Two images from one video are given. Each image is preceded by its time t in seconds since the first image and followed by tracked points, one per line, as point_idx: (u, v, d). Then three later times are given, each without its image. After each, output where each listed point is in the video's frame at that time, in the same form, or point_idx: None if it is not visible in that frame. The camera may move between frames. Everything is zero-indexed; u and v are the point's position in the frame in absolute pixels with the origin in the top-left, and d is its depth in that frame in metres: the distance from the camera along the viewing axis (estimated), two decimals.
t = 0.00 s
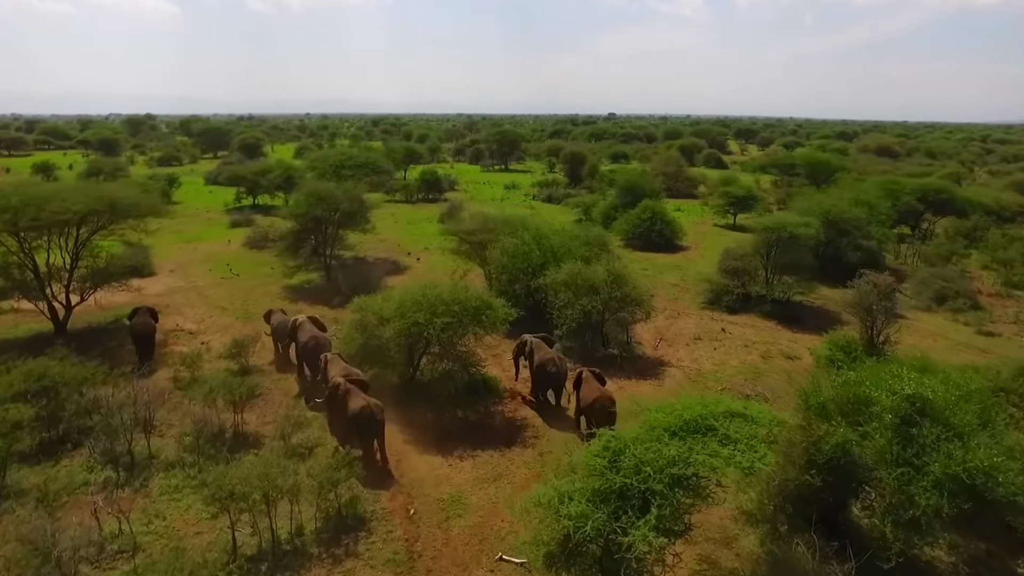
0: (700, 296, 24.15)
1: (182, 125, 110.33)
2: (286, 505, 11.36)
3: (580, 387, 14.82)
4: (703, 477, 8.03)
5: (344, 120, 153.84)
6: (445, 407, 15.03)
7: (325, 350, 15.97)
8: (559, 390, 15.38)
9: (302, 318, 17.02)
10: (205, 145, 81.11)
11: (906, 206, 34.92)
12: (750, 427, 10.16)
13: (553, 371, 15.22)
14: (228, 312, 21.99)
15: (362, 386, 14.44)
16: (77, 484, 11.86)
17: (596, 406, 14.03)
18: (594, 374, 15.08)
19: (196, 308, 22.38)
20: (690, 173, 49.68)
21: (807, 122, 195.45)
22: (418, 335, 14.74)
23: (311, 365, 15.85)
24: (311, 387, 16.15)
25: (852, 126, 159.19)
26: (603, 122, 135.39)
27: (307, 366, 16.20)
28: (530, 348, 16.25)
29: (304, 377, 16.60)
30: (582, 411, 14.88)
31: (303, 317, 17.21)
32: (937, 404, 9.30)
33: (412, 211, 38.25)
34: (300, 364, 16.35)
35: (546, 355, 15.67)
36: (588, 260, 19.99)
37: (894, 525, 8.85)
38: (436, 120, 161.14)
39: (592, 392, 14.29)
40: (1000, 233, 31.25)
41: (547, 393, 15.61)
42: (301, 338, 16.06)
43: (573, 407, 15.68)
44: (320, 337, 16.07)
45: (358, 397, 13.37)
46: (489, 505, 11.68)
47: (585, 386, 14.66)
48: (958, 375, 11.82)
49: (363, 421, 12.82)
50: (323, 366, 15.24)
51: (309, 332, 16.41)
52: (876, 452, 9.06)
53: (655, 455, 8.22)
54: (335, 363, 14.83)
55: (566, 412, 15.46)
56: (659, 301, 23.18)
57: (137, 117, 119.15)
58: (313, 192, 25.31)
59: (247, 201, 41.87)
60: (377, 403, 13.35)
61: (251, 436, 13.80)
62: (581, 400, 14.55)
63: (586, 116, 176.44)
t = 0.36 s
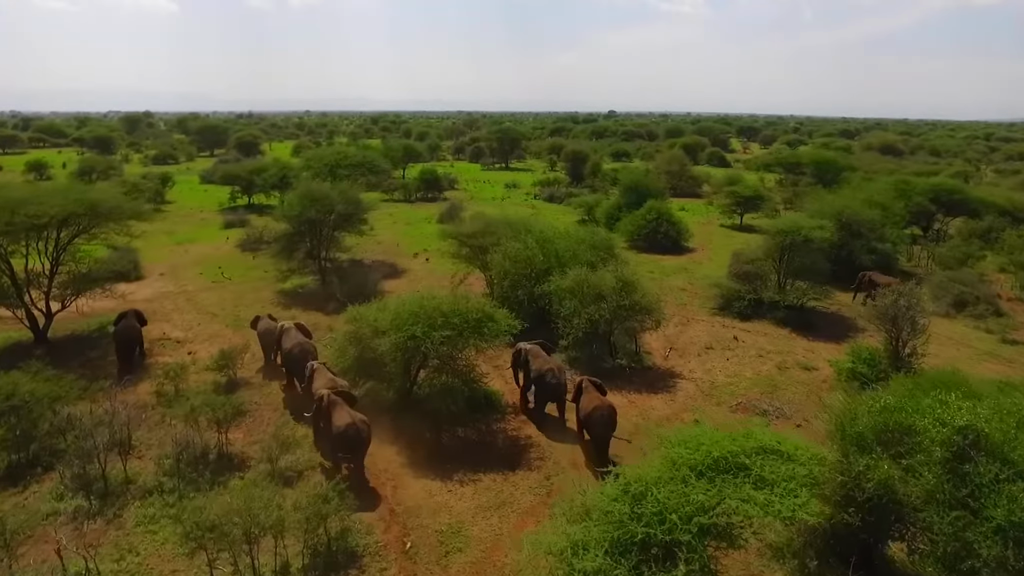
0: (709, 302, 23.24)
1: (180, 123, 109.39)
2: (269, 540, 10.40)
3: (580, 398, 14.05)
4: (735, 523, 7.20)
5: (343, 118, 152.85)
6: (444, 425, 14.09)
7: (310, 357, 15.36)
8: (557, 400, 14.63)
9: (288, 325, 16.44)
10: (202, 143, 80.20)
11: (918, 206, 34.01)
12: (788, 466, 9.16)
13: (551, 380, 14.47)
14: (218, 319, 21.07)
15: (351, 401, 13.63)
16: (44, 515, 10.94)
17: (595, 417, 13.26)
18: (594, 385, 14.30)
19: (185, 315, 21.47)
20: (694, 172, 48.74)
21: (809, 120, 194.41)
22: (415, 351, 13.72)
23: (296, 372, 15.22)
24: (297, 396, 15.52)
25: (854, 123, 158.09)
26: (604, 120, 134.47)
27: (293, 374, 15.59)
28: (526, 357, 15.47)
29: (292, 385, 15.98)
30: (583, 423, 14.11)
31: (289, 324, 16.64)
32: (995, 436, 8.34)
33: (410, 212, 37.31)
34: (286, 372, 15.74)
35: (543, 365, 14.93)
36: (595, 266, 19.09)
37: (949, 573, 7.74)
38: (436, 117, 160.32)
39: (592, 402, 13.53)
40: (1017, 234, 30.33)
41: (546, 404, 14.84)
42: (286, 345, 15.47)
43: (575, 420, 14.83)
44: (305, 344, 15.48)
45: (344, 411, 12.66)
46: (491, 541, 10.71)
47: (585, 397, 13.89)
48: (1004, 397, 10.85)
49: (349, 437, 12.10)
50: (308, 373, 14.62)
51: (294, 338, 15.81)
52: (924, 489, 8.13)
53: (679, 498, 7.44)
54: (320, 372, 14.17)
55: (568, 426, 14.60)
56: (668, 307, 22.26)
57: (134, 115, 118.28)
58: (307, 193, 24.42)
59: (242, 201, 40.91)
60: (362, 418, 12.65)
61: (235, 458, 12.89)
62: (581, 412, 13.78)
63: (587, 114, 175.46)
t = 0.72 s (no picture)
0: (721, 309, 22.18)
1: (177, 120, 108.16)
2: None
3: (581, 412, 13.46)
4: None
5: (341, 115, 151.71)
6: (444, 451, 12.99)
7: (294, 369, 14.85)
8: (554, 412, 14.00)
9: (269, 333, 15.85)
10: (199, 141, 79.04)
11: (933, 206, 32.96)
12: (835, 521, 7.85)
13: (548, 392, 13.71)
14: (205, 329, 20.02)
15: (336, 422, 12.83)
16: None
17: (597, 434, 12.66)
18: (594, 398, 13.69)
19: (171, 324, 20.41)
20: (700, 172, 47.62)
21: (810, 117, 193.43)
22: (410, 371, 12.56)
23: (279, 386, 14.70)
24: (278, 409, 15.01)
25: (857, 121, 156.93)
26: (605, 118, 133.35)
27: (275, 386, 15.07)
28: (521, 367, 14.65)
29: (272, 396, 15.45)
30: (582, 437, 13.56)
31: (270, 332, 16.06)
32: None
33: (409, 212, 36.19)
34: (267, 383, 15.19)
35: (538, 375, 14.19)
36: (604, 276, 18.04)
37: None
38: (435, 115, 159.15)
39: (593, 417, 12.95)
40: None
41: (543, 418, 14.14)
42: (268, 357, 14.90)
43: (576, 436, 14.09)
44: (288, 356, 14.93)
45: (326, 433, 11.96)
46: None
47: (586, 410, 13.33)
48: None
49: (333, 462, 11.37)
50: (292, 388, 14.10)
51: (276, 349, 15.26)
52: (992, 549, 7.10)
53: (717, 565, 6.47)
54: (302, 386, 13.62)
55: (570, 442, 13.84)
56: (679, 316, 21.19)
57: (131, 112, 117.21)
58: (300, 195, 23.36)
59: (236, 201, 39.78)
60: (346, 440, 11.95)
61: (215, 489, 11.85)
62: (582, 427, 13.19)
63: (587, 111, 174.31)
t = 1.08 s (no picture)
0: (734, 318, 21.10)
1: (173, 117, 106.94)
2: None
3: (580, 427, 12.72)
4: None
5: (340, 112, 150.37)
6: (441, 479, 11.95)
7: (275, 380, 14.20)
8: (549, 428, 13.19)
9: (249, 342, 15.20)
10: (195, 139, 77.85)
11: (948, 207, 31.92)
12: None
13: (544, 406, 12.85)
14: (190, 339, 18.93)
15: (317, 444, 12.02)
16: None
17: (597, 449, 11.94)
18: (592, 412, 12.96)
19: (154, 334, 19.32)
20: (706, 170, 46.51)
21: (812, 113, 192.06)
22: (405, 397, 11.48)
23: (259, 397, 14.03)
24: (259, 421, 14.33)
25: (859, 118, 155.84)
26: (605, 114, 132.10)
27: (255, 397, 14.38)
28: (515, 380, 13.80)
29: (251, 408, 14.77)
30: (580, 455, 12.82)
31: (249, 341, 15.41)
32: None
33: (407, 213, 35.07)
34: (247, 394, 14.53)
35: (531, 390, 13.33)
36: (614, 285, 16.98)
37: None
38: (434, 112, 157.85)
39: (593, 431, 12.23)
40: None
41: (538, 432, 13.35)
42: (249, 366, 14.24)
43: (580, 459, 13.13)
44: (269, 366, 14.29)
45: (306, 453, 11.17)
46: None
47: (584, 425, 12.60)
48: None
49: (311, 482, 10.60)
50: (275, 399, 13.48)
51: (257, 358, 14.61)
52: None
53: None
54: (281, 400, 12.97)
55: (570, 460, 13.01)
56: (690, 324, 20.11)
57: (127, 109, 115.98)
58: (291, 197, 22.28)
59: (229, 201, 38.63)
60: (326, 458, 11.15)
61: (190, 524, 10.77)
62: (581, 443, 12.46)
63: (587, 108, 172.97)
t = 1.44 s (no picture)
0: (747, 325, 20.14)
1: (170, 114, 105.79)
2: None
3: (576, 441, 12.14)
4: None
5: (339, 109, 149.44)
6: (438, 507, 11.04)
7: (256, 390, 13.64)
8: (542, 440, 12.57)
9: (227, 352, 14.60)
10: (192, 136, 76.78)
11: (962, 209, 31.00)
12: None
13: (539, 416, 12.18)
14: (175, 350, 17.97)
15: (299, 465, 11.20)
16: None
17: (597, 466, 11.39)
18: (589, 425, 12.39)
19: (138, 344, 18.35)
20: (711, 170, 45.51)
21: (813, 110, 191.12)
22: (396, 425, 10.50)
23: (239, 409, 13.43)
24: (237, 434, 13.65)
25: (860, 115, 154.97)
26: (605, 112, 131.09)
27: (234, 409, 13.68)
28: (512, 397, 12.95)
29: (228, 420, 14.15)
30: (576, 469, 12.23)
31: (228, 350, 14.82)
32: None
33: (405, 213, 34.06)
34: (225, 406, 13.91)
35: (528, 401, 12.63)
36: (622, 295, 16.06)
37: None
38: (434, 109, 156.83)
39: (592, 446, 11.67)
40: None
41: (529, 441, 12.73)
42: (228, 376, 13.64)
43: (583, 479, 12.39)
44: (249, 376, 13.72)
45: (282, 475, 10.38)
46: None
47: (582, 439, 12.04)
48: None
49: (288, 506, 9.81)
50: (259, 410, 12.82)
51: (236, 368, 14.03)
52: None
53: None
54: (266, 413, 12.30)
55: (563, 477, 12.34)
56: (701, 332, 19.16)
57: (124, 105, 114.87)
58: (283, 199, 21.31)
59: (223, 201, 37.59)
60: (305, 480, 10.35)
61: (164, 562, 9.81)
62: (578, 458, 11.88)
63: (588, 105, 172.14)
